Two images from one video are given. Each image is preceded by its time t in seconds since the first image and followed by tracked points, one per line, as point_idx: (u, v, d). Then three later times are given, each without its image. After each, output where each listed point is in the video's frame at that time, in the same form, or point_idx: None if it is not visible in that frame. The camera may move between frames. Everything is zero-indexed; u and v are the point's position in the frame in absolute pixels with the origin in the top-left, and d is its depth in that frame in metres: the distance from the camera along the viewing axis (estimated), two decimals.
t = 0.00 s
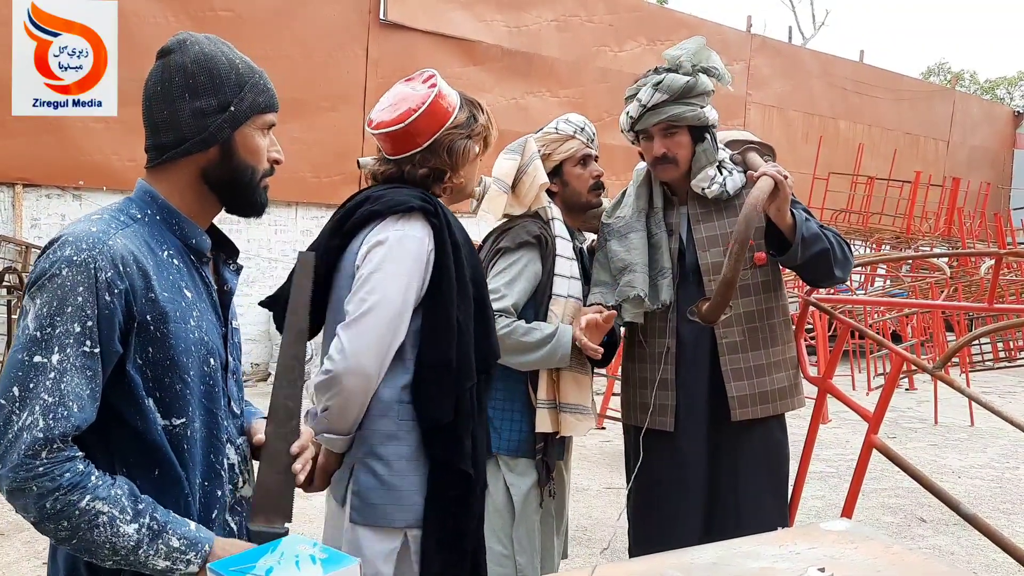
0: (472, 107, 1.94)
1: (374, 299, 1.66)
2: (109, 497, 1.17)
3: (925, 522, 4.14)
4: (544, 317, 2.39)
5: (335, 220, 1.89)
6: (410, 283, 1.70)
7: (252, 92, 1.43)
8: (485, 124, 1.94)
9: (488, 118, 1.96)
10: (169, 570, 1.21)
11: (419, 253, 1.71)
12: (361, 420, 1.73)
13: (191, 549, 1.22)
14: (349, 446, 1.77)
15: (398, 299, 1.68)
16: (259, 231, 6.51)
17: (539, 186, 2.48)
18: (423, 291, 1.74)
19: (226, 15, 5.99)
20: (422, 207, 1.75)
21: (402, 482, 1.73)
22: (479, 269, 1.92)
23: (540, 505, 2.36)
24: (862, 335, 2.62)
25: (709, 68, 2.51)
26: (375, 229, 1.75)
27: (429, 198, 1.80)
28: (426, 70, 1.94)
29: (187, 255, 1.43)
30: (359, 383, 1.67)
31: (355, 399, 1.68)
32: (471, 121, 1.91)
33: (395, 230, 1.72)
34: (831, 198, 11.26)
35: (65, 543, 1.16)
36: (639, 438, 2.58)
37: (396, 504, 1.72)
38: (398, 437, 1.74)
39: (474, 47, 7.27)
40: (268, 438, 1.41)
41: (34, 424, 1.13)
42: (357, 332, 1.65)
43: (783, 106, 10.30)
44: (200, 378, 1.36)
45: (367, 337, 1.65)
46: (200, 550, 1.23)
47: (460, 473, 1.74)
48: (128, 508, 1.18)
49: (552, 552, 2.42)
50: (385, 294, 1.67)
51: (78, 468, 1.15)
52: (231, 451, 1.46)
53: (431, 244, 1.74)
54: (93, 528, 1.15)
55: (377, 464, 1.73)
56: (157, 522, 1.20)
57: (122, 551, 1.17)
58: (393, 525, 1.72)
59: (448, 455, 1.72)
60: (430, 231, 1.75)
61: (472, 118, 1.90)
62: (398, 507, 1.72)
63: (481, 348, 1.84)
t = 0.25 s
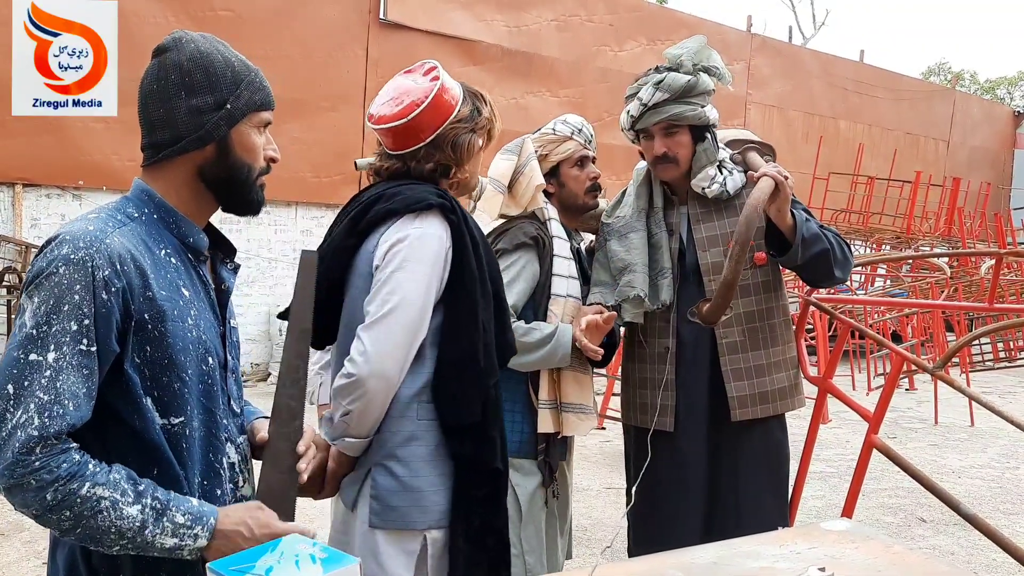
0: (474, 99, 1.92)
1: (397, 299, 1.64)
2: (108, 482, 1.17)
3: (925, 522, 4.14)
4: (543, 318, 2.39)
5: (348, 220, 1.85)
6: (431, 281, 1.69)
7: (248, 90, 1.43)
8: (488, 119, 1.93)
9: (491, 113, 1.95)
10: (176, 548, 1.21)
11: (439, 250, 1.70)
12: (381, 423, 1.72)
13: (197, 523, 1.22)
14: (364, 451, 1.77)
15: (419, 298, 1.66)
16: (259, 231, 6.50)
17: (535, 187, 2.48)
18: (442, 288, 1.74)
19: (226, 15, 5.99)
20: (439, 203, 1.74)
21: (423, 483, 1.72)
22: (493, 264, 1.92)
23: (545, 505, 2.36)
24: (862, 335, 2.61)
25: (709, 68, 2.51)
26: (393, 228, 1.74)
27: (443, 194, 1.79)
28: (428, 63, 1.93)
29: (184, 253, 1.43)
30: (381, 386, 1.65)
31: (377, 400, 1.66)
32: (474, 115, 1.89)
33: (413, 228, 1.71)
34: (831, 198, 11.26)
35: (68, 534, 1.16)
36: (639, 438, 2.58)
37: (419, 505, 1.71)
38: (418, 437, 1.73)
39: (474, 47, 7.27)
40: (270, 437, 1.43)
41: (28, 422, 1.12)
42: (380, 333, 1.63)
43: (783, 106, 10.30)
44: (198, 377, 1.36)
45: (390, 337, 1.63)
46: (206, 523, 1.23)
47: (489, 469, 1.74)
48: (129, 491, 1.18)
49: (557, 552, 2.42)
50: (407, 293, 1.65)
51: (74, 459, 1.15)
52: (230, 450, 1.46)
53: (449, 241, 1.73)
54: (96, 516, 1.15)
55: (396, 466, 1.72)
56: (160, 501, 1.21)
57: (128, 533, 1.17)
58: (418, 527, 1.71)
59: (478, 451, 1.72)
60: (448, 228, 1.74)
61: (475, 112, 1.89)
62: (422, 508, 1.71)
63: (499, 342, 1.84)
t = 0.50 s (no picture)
0: (474, 92, 1.91)
1: (414, 303, 1.64)
2: (109, 467, 1.19)
3: (925, 522, 4.14)
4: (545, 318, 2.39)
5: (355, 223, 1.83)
6: (445, 283, 1.69)
7: (248, 88, 1.44)
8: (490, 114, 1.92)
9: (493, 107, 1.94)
10: (185, 523, 1.22)
11: (453, 251, 1.71)
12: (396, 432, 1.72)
13: (203, 496, 1.24)
14: (376, 460, 1.76)
15: (435, 301, 1.66)
16: (259, 231, 6.50)
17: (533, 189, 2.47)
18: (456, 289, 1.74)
19: (226, 15, 5.99)
20: (452, 204, 1.74)
21: (440, 492, 1.73)
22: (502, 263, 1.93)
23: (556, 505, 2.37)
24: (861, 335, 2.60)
25: (710, 68, 2.51)
26: (407, 230, 1.73)
27: (455, 194, 1.79)
28: (427, 54, 1.91)
29: (185, 253, 1.43)
30: (399, 394, 1.65)
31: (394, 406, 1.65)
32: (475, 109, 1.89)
33: (427, 230, 1.71)
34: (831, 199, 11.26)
35: (74, 523, 1.17)
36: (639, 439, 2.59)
37: (439, 514, 1.72)
38: (434, 445, 1.74)
39: (475, 47, 7.27)
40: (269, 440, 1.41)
41: (26, 420, 1.13)
42: (395, 342, 1.63)
43: (783, 106, 10.30)
44: (200, 377, 1.36)
45: (408, 342, 1.63)
46: (211, 496, 1.25)
47: (506, 474, 1.75)
48: (130, 473, 1.20)
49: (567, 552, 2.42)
50: (424, 296, 1.65)
51: (74, 448, 1.17)
52: (231, 449, 1.46)
53: (462, 241, 1.73)
54: (100, 500, 1.16)
55: (412, 475, 1.73)
56: (163, 479, 1.22)
57: (136, 513, 1.18)
58: (439, 537, 1.72)
59: (496, 457, 1.74)
60: (460, 229, 1.74)
61: (475, 107, 1.88)
62: (440, 518, 1.72)
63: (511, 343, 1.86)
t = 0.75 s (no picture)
0: (489, 98, 1.89)
1: (422, 309, 1.63)
2: (108, 463, 1.19)
3: (925, 523, 4.14)
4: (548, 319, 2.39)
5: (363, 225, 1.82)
6: (454, 290, 1.68)
7: (245, 87, 1.44)
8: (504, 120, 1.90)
9: (507, 112, 1.91)
10: (186, 519, 1.22)
11: (463, 258, 1.70)
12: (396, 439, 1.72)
13: (202, 492, 1.24)
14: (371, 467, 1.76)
15: (443, 308, 1.66)
16: (259, 231, 6.50)
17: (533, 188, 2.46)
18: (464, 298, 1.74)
19: (226, 15, 5.99)
20: (465, 212, 1.74)
21: (438, 505, 1.72)
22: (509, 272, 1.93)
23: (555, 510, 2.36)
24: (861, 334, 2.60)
25: (713, 69, 2.52)
26: (417, 235, 1.72)
27: (467, 202, 1.79)
28: (439, 58, 1.87)
29: (184, 253, 1.43)
30: (402, 400, 1.64)
31: (396, 413, 1.65)
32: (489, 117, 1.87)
33: (438, 236, 1.70)
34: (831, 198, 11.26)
35: (74, 522, 1.16)
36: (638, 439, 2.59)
37: (438, 530, 1.71)
38: (432, 455, 1.74)
39: (474, 47, 7.27)
40: (266, 443, 1.41)
41: (25, 419, 1.13)
42: (401, 348, 1.62)
43: (783, 106, 10.30)
44: (198, 376, 1.35)
45: (415, 347, 1.63)
46: (211, 492, 1.25)
47: (506, 489, 1.75)
48: (130, 469, 1.20)
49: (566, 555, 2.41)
50: (433, 303, 1.65)
51: (73, 446, 1.17)
52: (229, 450, 1.45)
53: (472, 249, 1.73)
54: (100, 497, 1.16)
55: (411, 487, 1.72)
56: (163, 475, 1.22)
57: (136, 509, 1.18)
58: (436, 551, 1.71)
59: (496, 471, 1.74)
60: (471, 236, 1.74)
61: (489, 115, 1.86)
62: (439, 533, 1.72)
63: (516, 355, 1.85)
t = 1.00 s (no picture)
0: (503, 103, 1.88)
1: (427, 313, 1.64)
2: (104, 463, 1.19)
3: (924, 522, 4.14)
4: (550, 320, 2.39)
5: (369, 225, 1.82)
6: (459, 296, 1.69)
7: (240, 87, 1.44)
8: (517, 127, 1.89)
9: (521, 120, 1.91)
10: (182, 518, 1.22)
11: (469, 263, 1.71)
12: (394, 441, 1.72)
13: (198, 492, 1.24)
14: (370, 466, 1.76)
15: (448, 313, 1.66)
16: (258, 231, 6.50)
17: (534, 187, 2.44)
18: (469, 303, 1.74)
19: (225, 15, 5.99)
20: (473, 217, 1.74)
21: (436, 507, 1.72)
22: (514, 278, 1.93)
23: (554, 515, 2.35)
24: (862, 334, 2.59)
25: (716, 68, 2.51)
26: (424, 238, 1.73)
27: (475, 206, 1.79)
28: (458, 59, 1.88)
29: (181, 253, 1.43)
30: (404, 402, 1.64)
31: (397, 416, 1.65)
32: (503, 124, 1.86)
33: (446, 240, 1.71)
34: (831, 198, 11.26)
35: (71, 521, 1.17)
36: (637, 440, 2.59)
37: (436, 532, 1.71)
38: (432, 458, 1.74)
39: (474, 47, 7.27)
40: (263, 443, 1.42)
41: (22, 417, 1.13)
42: (404, 350, 1.62)
43: (783, 106, 10.29)
44: (195, 374, 1.36)
45: (420, 351, 1.63)
46: (207, 491, 1.25)
47: (504, 496, 1.75)
48: (126, 469, 1.20)
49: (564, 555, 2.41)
50: (438, 307, 1.65)
51: (69, 445, 1.17)
52: (225, 449, 1.45)
53: (478, 255, 1.73)
54: (97, 496, 1.16)
55: (411, 489, 1.72)
56: (159, 474, 1.22)
57: (132, 509, 1.18)
58: (434, 553, 1.71)
59: (494, 477, 1.74)
60: (478, 242, 1.74)
61: (503, 121, 1.86)
62: (438, 535, 1.72)
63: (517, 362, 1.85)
